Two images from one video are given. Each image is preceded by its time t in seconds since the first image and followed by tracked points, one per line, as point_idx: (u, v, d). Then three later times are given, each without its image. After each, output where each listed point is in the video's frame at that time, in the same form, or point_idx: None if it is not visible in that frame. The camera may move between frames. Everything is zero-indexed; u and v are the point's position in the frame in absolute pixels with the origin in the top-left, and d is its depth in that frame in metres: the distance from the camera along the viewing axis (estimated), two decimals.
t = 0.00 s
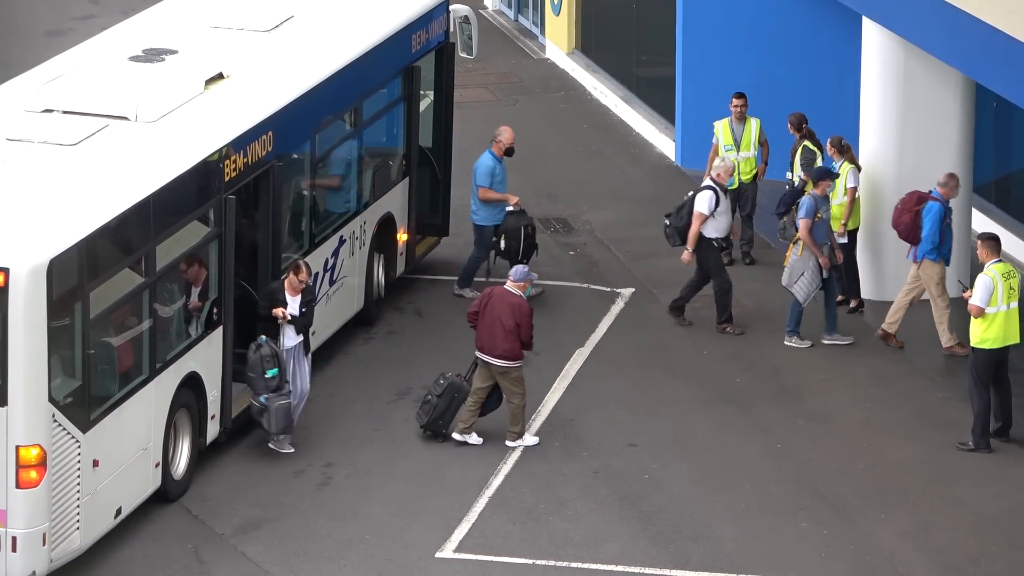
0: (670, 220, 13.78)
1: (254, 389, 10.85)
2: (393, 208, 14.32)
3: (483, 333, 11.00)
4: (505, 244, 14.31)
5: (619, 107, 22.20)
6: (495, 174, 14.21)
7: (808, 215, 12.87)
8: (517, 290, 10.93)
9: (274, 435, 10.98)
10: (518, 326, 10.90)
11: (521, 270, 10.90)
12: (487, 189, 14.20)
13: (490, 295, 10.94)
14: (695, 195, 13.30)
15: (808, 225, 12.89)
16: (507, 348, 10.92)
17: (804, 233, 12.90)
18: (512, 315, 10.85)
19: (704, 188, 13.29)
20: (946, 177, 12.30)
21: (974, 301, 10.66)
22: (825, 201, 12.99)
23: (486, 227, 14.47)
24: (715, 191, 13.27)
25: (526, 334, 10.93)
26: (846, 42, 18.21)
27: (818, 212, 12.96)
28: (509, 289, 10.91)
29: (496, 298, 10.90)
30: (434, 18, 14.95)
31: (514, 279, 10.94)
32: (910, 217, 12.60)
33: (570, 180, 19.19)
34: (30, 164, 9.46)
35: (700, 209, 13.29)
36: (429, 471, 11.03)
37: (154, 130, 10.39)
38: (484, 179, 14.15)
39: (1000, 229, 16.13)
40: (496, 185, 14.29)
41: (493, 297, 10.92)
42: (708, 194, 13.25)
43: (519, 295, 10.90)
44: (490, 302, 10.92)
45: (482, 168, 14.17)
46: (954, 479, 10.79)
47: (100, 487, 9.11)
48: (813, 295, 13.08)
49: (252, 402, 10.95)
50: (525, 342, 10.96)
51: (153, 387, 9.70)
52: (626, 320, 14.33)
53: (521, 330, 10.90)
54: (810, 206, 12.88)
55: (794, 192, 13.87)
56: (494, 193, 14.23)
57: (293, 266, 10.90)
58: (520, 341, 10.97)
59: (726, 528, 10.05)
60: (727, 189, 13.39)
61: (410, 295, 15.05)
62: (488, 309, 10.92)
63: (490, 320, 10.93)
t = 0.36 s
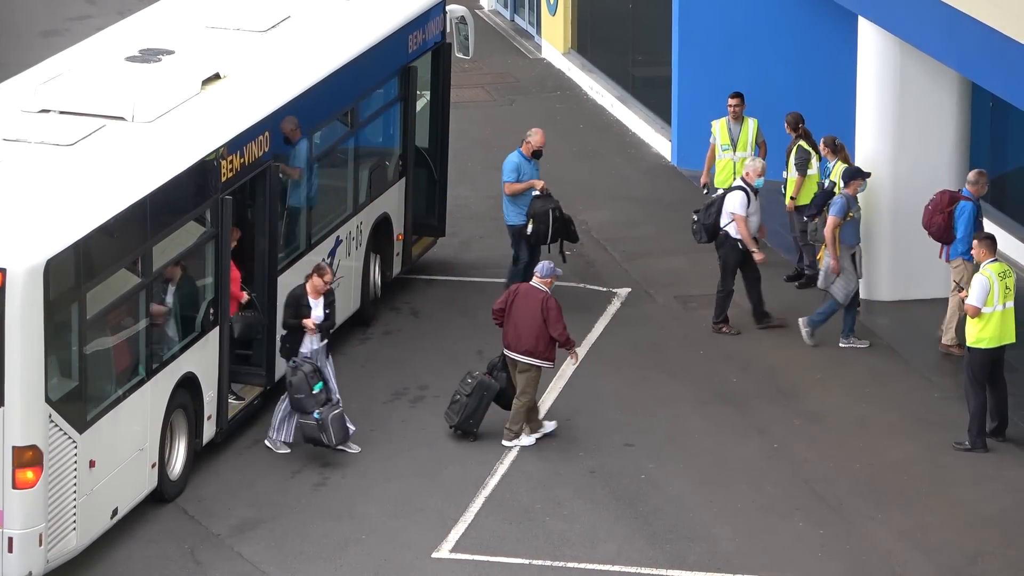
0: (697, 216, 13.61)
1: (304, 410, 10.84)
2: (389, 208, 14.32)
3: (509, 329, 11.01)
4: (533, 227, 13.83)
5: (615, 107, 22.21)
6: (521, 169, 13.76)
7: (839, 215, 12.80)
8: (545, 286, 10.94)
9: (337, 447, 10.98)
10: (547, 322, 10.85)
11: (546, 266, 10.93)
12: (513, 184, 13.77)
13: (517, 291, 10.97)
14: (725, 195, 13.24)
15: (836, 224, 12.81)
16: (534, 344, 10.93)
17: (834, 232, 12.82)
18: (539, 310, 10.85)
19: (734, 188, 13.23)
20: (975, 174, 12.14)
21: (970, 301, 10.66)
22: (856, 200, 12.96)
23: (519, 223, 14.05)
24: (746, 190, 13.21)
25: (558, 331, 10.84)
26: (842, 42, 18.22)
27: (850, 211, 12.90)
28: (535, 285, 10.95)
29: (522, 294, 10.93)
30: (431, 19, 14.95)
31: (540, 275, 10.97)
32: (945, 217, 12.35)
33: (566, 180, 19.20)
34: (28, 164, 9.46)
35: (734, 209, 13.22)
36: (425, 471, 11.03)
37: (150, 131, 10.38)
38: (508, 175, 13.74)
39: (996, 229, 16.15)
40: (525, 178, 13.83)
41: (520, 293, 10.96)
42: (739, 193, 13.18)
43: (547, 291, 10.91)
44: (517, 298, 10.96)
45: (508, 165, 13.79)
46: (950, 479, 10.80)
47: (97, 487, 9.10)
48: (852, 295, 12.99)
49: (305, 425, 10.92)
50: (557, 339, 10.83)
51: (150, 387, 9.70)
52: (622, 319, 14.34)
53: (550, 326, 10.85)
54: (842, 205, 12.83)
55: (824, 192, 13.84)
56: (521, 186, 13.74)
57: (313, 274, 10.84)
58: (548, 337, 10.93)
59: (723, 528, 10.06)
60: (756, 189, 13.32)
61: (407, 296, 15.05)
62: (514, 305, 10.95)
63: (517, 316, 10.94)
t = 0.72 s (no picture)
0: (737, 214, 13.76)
1: (347, 425, 11.03)
2: (384, 208, 14.32)
3: (533, 327, 11.10)
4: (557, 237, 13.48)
5: (610, 107, 22.23)
6: (544, 180, 13.88)
7: (870, 218, 12.60)
8: (566, 280, 10.96)
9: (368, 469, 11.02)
10: (568, 316, 10.94)
11: (567, 261, 10.97)
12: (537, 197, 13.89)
13: (539, 288, 11.06)
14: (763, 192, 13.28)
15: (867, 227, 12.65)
16: (559, 340, 11.00)
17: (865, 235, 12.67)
18: (562, 304, 10.92)
19: (771, 186, 13.28)
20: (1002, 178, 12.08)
21: (966, 301, 10.67)
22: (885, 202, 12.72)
23: (545, 233, 14.07)
24: (783, 189, 13.26)
25: (577, 325, 10.94)
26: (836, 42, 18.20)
27: (880, 214, 12.69)
28: (555, 280, 10.97)
29: (543, 289, 11.00)
30: (427, 19, 14.95)
31: (560, 269, 10.99)
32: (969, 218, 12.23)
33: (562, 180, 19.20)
34: (23, 164, 9.45)
35: (768, 207, 13.26)
36: (420, 471, 11.03)
37: (145, 131, 10.37)
38: (531, 186, 13.86)
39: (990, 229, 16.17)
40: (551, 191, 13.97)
41: (542, 289, 11.02)
42: (775, 192, 13.24)
43: (569, 284, 10.95)
44: (539, 294, 11.04)
45: (529, 176, 13.88)
46: (945, 479, 10.81)
47: (92, 487, 9.09)
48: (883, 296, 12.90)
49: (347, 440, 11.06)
50: (576, 334, 10.96)
51: (144, 387, 9.69)
52: (618, 319, 14.34)
53: (572, 319, 10.93)
54: (873, 208, 12.61)
55: (851, 194, 13.18)
56: (545, 198, 13.86)
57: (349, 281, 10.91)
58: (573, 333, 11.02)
59: (718, 528, 10.07)
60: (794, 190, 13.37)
61: (402, 295, 15.04)
62: (537, 302, 11.03)
63: (540, 312, 11.04)
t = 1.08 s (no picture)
0: (767, 219, 13.78)
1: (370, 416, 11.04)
2: (380, 208, 14.31)
3: (556, 324, 11.15)
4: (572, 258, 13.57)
5: (606, 106, 22.21)
6: (554, 185, 13.63)
7: (900, 218, 12.72)
8: (588, 277, 11.03)
9: (381, 464, 11.06)
10: (589, 312, 10.97)
11: (589, 257, 11.05)
12: (547, 203, 13.64)
13: (561, 284, 11.12)
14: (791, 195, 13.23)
15: (899, 228, 12.74)
16: (578, 338, 11.08)
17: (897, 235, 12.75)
18: (585, 300, 10.97)
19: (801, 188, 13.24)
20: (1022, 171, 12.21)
21: (962, 301, 10.71)
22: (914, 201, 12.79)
23: (561, 234, 13.84)
24: (813, 191, 13.24)
25: (594, 322, 10.96)
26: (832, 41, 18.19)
27: (910, 213, 12.78)
28: (578, 277, 11.06)
29: (566, 285, 11.06)
30: (423, 17, 14.95)
31: (583, 267, 11.08)
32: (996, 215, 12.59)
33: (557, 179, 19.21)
34: (19, 163, 9.44)
35: (797, 208, 13.23)
36: (416, 470, 11.03)
37: (141, 130, 10.36)
38: (542, 191, 13.63)
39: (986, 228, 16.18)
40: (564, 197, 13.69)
41: (564, 286, 11.08)
42: (804, 194, 13.19)
43: (591, 282, 11.00)
44: (561, 291, 11.09)
45: (540, 180, 13.67)
46: (940, 478, 10.81)
47: (87, 486, 9.08)
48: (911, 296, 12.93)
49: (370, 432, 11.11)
50: (594, 332, 10.97)
51: (141, 387, 9.68)
52: (613, 319, 14.34)
53: (589, 318, 10.96)
54: (903, 207, 12.71)
55: (879, 195, 13.06)
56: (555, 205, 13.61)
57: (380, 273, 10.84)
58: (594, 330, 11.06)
59: (713, 527, 10.08)
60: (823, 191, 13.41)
61: (398, 295, 15.04)
62: (560, 298, 11.07)
63: (562, 308, 11.09)
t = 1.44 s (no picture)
0: (800, 219, 13.67)
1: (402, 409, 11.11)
2: (376, 207, 14.30)
3: (582, 317, 11.28)
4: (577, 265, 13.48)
5: (602, 105, 22.22)
6: (568, 193, 13.63)
7: (927, 219, 12.47)
8: (610, 269, 11.20)
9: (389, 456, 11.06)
10: (617, 305, 11.13)
11: (610, 250, 11.22)
12: (562, 210, 13.70)
13: (583, 279, 11.26)
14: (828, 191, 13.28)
15: (925, 230, 12.49)
16: (607, 330, 11.21)
17: (924, 238, 12.50)
18: (611, 292, 11.13)
19: (837, 184, 13.29)
20: None
21: (958, 300, 10.70)
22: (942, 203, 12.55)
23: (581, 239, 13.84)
24: (848, 188, 13.28)
25: (625, 314, 11.11)
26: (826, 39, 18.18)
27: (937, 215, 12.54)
28: (600, 270, 11.22)
29: (590, 278, 11.20)
30: (418, 17, 14.94)
31: (604, 261, 11.26)
32: None
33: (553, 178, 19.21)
34: (15, 163, 9.43)
35: (834, 205, 13.23)
36: (412, 469, 11.03)
37: (137, 130, 10.35)
38: (556, 198, 13.69)
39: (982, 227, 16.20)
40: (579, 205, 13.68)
41: (587, 280, 11.22)
42: (841, 190, 13.23)
43: (614, 274, 11.18)
44: (585, 285, 11.23)
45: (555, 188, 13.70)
46: (936, 477, 10.82)
47: (84, 486, 9.07)
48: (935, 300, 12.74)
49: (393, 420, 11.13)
50: (625, 323, 11.14)
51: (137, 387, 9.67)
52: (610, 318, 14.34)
53: (619, 309, 11.12)
54: (930, 208, 12.47)
55: (906, 196, 12.93)
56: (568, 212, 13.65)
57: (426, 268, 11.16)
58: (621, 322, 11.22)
59: (710, 526, 10.08)
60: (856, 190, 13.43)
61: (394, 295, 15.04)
62: (586, 292, 11.21)
63: (587, 302, 11.23)
